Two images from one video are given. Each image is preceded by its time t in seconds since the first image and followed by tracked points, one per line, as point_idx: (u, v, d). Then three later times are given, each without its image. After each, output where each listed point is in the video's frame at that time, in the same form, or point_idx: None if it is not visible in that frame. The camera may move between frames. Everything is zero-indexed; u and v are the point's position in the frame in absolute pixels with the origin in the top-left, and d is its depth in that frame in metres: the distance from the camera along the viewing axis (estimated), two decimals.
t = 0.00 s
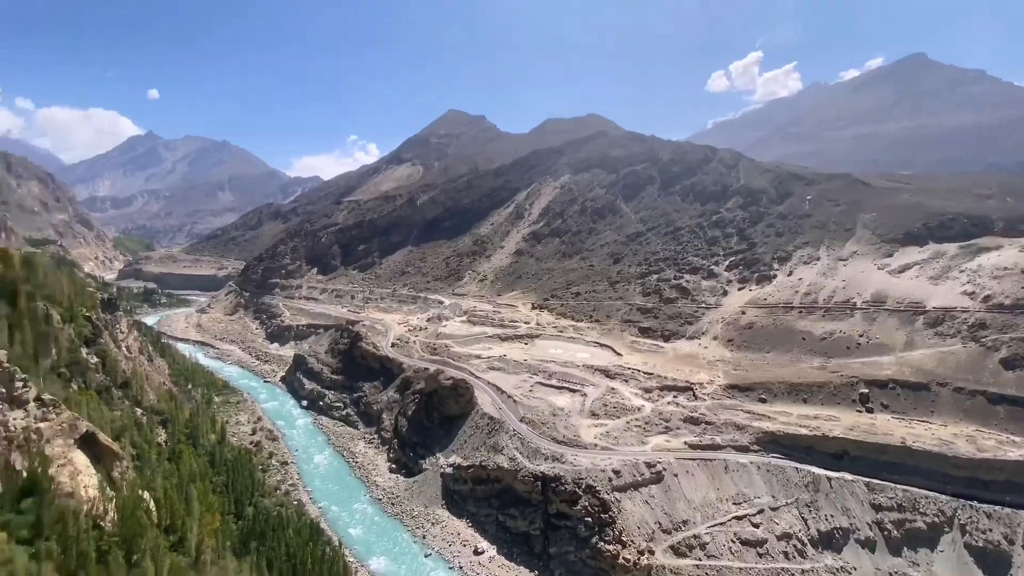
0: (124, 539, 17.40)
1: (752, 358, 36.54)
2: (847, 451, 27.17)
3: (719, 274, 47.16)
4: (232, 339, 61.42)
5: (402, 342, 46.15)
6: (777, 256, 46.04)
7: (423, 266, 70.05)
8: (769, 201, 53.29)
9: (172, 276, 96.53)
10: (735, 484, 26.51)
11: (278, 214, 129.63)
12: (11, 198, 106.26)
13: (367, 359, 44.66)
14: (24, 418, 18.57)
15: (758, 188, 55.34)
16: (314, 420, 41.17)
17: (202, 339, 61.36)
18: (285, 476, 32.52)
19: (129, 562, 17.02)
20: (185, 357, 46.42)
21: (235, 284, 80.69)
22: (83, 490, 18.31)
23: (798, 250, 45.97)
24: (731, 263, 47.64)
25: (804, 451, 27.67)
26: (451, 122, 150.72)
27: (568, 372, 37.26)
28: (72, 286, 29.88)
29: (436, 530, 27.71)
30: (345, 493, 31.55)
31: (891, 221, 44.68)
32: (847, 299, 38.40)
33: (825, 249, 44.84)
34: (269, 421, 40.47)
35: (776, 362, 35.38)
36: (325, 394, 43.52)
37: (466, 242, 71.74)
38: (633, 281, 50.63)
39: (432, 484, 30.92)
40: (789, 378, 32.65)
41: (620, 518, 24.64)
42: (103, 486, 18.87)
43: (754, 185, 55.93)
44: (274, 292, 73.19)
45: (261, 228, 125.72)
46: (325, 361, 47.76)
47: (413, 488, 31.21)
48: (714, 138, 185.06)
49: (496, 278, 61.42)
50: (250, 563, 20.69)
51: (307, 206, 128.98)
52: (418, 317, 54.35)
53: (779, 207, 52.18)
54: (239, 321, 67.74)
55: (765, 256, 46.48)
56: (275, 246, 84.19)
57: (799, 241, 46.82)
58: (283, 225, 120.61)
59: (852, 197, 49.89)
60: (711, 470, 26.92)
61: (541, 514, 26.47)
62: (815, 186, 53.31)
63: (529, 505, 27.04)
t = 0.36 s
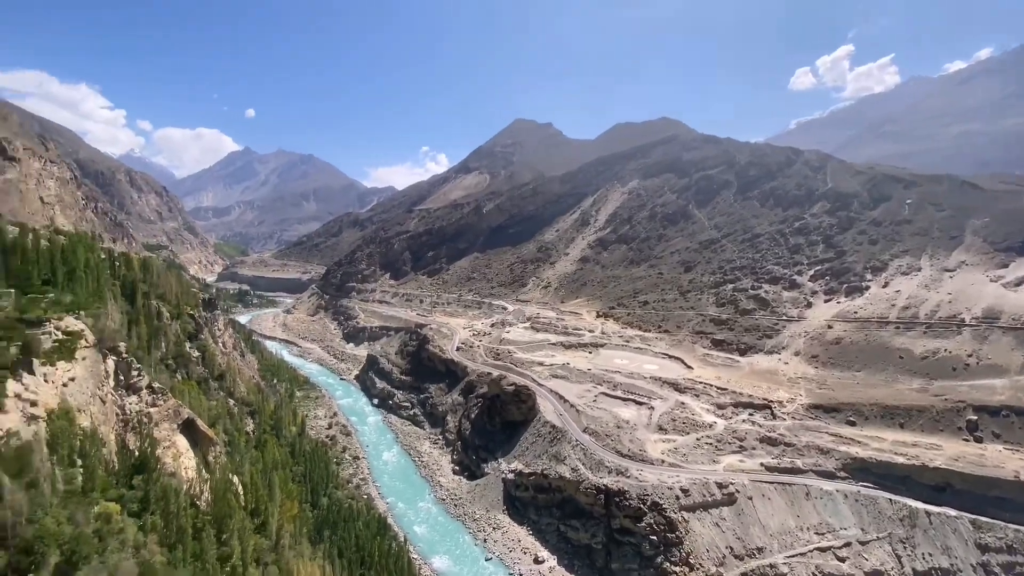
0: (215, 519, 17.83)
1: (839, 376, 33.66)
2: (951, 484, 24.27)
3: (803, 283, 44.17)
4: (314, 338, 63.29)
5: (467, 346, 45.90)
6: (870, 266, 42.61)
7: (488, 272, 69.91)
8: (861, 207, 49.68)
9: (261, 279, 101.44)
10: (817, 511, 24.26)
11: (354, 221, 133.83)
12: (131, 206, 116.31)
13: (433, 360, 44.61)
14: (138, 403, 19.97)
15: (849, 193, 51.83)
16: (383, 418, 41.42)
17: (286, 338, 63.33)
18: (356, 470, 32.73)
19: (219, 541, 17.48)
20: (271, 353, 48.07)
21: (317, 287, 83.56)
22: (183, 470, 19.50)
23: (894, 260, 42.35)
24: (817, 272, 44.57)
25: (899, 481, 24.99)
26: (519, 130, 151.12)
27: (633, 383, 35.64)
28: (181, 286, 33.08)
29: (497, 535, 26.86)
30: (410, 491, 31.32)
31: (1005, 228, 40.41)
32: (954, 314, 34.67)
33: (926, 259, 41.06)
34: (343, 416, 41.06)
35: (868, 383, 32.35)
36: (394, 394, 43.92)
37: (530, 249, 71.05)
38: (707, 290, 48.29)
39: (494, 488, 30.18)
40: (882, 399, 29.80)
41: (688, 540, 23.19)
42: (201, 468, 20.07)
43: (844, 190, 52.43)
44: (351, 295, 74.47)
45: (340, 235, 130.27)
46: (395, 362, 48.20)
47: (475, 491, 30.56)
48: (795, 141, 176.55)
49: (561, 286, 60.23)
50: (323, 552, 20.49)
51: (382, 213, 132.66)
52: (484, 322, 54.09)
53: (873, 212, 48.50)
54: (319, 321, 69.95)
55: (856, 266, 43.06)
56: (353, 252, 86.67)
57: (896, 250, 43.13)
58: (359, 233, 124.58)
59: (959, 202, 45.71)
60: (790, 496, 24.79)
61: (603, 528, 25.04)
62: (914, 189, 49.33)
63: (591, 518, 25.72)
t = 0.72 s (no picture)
0: (279, 508, 17.74)
1: (922, 395, 30.73)
2: None
3: (880, 292, 41.12)
4: (371, 338, 63.82)
5: (516, 350, 45.05)
6: (960, 274, 39.07)
7: (538, 277, 68.85)
8: (948, 209, 45.97)
9: (322, 281, 103.94)
10: (895, 542, 21.96)
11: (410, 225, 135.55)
12: (211, 213, 122.33)
13: (483, 363, 43.95)
14: (214, 395, 19.77)
15: (934, 195, 48.22)
16: (434, 419, 40.86)
17: (346, 337, 64.04)
18: (407, 468, 31.64)
19: (281, 529, 17.27)
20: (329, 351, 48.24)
21: (375, 290, 84.73)
22: (252, 461, 19.49)
23: (987, 268, 38.66)
24: (897, 280, 41.42)
25: (993, 515, 22.36)
26: (571, 135, 149.48)
27: (689, 395, 33.75)
28: (252, 288, 34.09)
29: (544, 542, 25.60)
30: (459, 492, 30.52)
31: None
32: None
33: None
34: (396, 415, 40.72)
35: (958, 403, 29.11)
36: (444, 395, 43.39)
37: (581, 254, 69.66)
38: (770, 298, 45.83)
39: (543, 493, 28.98)
40: (972, 422, 26.96)
41: (747, 562, 21.56)
42: (268, 458, 20.09)
43: (928, 192, 48.82)
44: (405, 298, 74.95)
45: (395, 239, 132.10)
46: (445, 364, 47.84)
47: (522, 496, 29.39)
48: (866, 139, 167.88)
49: (612, 292, 58.52)
50: (375, 547, 19.68)
51: (436, 218, 133.79)
52: (534, 327, 53.07)
53: (964, 216, 44.75)
54: (375, 322, 70.68)
55: (944, 274, 39.63)
56: (408, 256, 87.45)
57: (988, 258, 39.42)
58: (414, 238, 126.04)
59: None
60: (862, 522, 22.62)
61: (654, 543, 23.72)
62: (1013, 191, 45.50)
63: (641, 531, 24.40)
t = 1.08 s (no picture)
0: (331, 498, 16.96)
1: (1010, 412, 27.87)
2: None
3: (961, 298, 37.94)
4: (418, 337, 63.83)
5: (560, 353, 44.04)
6: None
7: (584, 279, 67.45)
8: None
9: (372, 281, 105.35)
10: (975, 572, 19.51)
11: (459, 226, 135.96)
12: (273, 216, 126.19)
13: (527, 365, 43.07)
14: (274, 388, 19.39)
15: None
16: (479, 418, 40.09)
17: (395, 336, 64.36)
18: (453, 467, 30.46)
19: (333, 519, 16.51)
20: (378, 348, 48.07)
21: (423, 290, 85.06)
22: (308, 451, 18.83)
23: None
24: (981, 285, 38.12)
25: None
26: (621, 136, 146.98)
27: (744, 403, 31.87)
28: (310, 288, 34.64)
29: (588, 547, 24.46)
30: (503, 492, 29.71)
31: None
32: None
33: None
34: (441, 413, 40.16)
35: None
36: (489, 395, 42.61)
37: (629, 255, 67.97)
38: (835, 303, 43.27)
39: (589, 498, 27.80)
40: None
41: None
42: (323, 450, 19.42)
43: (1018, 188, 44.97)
44: (452, 299, 74.85)
45: (442, 240, 132.75)
46: (490, 364, 47.15)
47: (566, 500, 28.32)
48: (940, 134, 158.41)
49: (662, 294, 56.62)
50: (420, 541, 18.97)
51: (483, 220, 133.68)
52: (579, 330, 51.81)
53: None
54: (422, 321, 70.72)
55: None
56: (455, 257, 87.45)
57: None
58: (461, 239, 126.31)
59: None
60: (937, 547, 20.36)
61: (704, 556, 22.38)
62: None
63: (689, 543, 23.06)
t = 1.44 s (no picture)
0: (384, 488, 16.39)
1: None
2: None
3: None
4: (468, 334, 63.69)
5: (610, 353, 42.87)
6: None
7: (635, 277, 65.76)
8: None
9: (424, 279, 106.32)
10: None
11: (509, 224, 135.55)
12: (332, 217, 129.34)
13: (575, 364, 42.08)
14: (334, 380, 19.14)
15: None
16: (527, 416, 39.25)
17: (446, 332, 64.47)
18: (502, 464, 29.84)
19: (385, 508, 15.83)
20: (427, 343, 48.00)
21: (472, 287, 85.02)
22: (362, 441, 18.46)
23: None
24: None
25: None
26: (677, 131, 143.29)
27: (807, 410, 29.95)
28: (366, 286, 34.87)
29: (638, 552, 23.32)
30: (551, 491, 28.84)
31: None
32: None
33: None
34: (489, 409, 39.52)
35: None
36: (536, 393, 41.77)
37: (683, 254, 65.85)
38: (911, 304, 40.44)
39: (638, 502, 26.55)
40: None
41: None
42: (377, 441, 18.99)
43: None
44: (500, 296, 74.44)
45: (492, 238, 132.69)
46: (538, 362, 46.38)
47: (615, 502, 27.21)
48: None
49: (718, 293, 54.49)
50: (469, 534, 18.40)
51: (532, 219, 132.77)
52: (630, 329, 50.35)
53: None
54: (471, 318, 70.58)
55: None
56: (504, 255, 87.05)
57: None
58: (511, 237, 125.88)
59: None
60: None
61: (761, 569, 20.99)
62: None
63: (745, 553, 21.69)
